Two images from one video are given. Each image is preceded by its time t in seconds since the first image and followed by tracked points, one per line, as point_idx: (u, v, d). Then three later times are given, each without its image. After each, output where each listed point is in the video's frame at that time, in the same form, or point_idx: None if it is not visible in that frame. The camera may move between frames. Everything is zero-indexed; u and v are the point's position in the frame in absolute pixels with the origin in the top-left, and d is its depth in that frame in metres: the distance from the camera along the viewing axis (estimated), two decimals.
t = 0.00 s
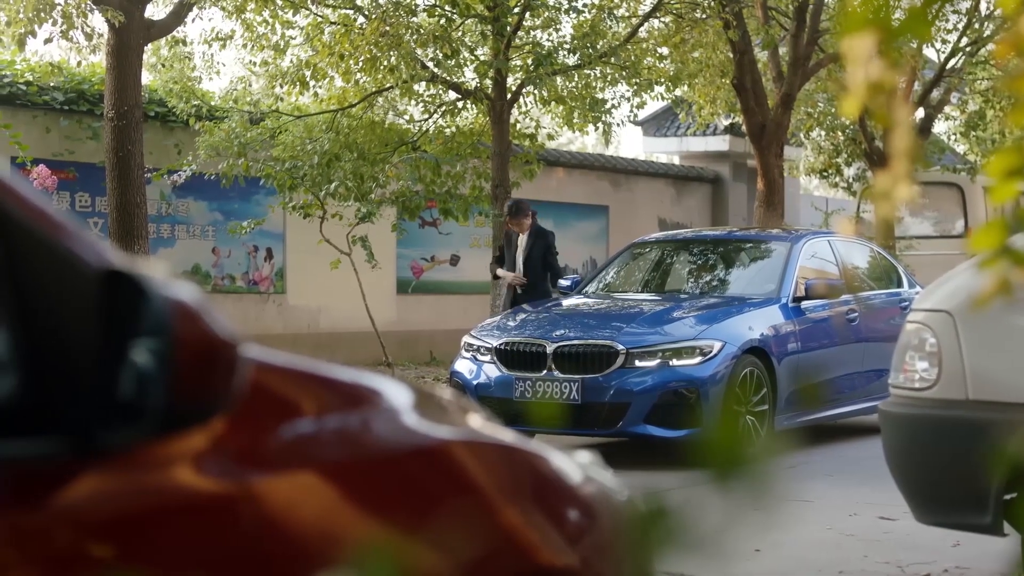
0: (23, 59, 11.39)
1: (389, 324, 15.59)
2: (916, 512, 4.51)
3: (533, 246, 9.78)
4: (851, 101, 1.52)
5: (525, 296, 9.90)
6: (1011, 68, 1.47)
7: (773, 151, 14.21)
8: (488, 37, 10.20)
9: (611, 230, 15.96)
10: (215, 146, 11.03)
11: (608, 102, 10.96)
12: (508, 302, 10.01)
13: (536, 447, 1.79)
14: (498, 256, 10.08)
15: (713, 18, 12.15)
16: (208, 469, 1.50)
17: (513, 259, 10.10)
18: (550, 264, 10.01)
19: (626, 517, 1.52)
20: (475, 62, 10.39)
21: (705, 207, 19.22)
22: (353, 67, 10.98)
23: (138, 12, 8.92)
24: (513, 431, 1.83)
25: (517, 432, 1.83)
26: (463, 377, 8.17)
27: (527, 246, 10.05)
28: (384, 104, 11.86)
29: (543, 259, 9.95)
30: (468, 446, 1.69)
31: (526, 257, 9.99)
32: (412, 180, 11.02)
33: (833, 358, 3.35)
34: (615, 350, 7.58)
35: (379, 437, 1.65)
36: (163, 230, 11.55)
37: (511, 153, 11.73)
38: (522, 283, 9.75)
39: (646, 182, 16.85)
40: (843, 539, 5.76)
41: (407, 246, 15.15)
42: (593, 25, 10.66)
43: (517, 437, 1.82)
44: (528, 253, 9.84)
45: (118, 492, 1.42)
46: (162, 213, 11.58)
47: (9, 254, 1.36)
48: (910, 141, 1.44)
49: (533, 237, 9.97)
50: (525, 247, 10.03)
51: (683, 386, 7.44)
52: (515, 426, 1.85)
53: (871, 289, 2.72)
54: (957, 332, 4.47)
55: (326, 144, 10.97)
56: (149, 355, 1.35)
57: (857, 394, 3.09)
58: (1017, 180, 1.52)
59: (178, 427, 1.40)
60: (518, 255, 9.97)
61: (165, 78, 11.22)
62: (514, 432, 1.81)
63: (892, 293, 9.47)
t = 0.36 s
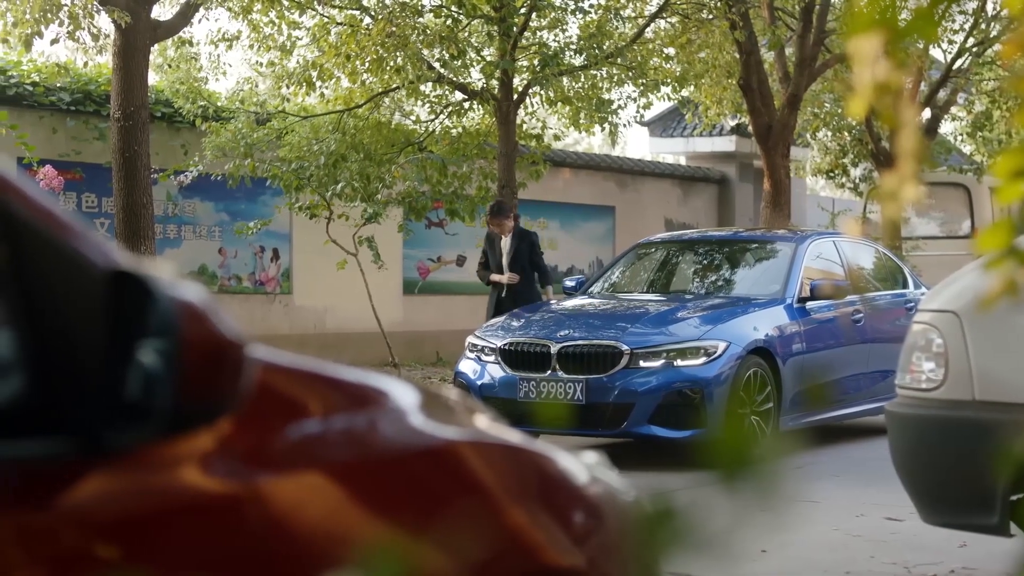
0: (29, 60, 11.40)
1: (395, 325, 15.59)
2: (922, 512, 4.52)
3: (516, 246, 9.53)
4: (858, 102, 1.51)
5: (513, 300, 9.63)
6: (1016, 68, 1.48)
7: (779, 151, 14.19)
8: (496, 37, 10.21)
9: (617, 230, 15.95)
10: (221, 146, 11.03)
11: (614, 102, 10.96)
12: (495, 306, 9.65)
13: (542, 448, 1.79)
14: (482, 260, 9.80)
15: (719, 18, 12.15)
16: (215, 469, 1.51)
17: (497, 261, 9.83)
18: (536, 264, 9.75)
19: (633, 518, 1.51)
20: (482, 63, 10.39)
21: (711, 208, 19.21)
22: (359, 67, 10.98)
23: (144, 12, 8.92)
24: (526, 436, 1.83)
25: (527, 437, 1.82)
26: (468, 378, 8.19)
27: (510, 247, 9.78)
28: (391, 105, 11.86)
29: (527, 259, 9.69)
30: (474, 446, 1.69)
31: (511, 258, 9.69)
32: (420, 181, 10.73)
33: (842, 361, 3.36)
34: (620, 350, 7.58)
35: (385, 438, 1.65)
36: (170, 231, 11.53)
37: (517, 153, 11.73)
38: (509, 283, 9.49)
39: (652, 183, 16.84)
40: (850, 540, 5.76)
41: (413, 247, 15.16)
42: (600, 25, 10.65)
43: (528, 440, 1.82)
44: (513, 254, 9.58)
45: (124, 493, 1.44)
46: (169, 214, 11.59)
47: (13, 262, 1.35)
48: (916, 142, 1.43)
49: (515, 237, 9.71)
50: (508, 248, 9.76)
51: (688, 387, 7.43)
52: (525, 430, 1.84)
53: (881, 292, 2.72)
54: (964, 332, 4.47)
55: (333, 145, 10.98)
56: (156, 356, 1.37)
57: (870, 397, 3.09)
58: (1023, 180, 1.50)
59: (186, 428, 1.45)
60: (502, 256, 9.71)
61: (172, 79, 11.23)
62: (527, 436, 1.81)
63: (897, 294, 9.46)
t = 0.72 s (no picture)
0: (38, 59, 11.44)
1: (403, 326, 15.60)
2: (932, 513, 4.52)
3: (495, 239, 9.41)
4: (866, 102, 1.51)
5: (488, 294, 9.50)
6: None
7: (788, 152, 14.18)
8: (505, 38, 10.18)
9: (625, 231, 15.94)
10: (230, 147, 11.04)
11: (623, 102, 10.93)
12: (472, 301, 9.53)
13: (550, 448, 1.79)
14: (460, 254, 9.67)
15: (727, 18, 12.13)
16: (223, 469, 1.51)
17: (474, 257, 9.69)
18: (514, 261, 9.62)
19: (641, 521, 1.51)
20: (490, 63, 10.37)
21: (719, 208, 19.21)
22: (367, 67, 10.96)
23: (153, 13, 8.91)
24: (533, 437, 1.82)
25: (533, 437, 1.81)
26: (464, 377, 8.24)
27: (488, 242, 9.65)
28: (400, 105, 11.86)
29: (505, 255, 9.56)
30: (484, 446, 1.69)
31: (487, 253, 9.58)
32: (428, 182, 10.70)
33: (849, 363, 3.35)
34: (619, 350, 7.57)
35: (394, 438, 1.65)
36: (179, 231, 11.50)
37: (526, 154, 11.73)
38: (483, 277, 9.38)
39: (661, 184, 16.83)
40: (860, 541, 5.76)
41: (422, 247, 15.17)
42: (609, 26, 10.63)
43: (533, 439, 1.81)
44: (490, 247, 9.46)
45: (134, 491, 1.45)
46: (177, 214, 11.57)
47: (24, 263, 1.38)
48: (926, 142, 1.44)
49: (495, 232, 9.58)
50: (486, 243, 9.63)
51: (688, 387, 7.42)
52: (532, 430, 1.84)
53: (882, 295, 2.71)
54: (973, 334, 4.46)
55: (342, 145, 10.97)
56: (164, 356, 1.40)
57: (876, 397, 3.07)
58: None
59: (194, 429, 1.46)
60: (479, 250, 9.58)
61: (181, 79, 11.25)
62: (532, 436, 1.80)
63: (899, 294, 9.44)
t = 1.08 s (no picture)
0: (55, 61, 11.53)
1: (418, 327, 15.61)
2: (947, 515, 4.51)
3: (491, 244, 9.37)
4: (884, 104, 1.52)
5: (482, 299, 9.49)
6: None
7: (803, 153, 14.15)
8: (519, 40, 10.23)
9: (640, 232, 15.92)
10: (245, 149, 11.05)
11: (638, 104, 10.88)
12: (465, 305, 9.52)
13: (566, 450, 1.79)
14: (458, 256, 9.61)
15: (743, 20, 12.08)
16: (239, 471, 1.51)
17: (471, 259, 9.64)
18: (508, 266, 9.56)
19: (657, 523, 1.51)
20: (505, 65, 10.36)
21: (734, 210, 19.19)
22: (382, 69, 10.98)
23: (168, 15, 8.94)
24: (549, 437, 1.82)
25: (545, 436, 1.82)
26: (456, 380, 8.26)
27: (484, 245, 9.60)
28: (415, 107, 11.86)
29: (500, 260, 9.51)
30: (499, 448, 1.69)
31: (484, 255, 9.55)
32: (444, 184, 10.81)
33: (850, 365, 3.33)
34: (612, 353, 7.55)
35: (409, 439, 1.65)
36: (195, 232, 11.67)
37: (541, 156, 11.72)
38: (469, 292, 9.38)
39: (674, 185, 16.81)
40: (876, 543, 5.76)
41: (435, 249, 15.17)
42: (624, 27, 10.59)
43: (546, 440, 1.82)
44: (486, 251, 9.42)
45: (148, 494, 1.46)
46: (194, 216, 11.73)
47: (41, 264, 1.39)
48: (943, 145, 1.46)
49: (492, 236, 9.52)
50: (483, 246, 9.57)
51: (683, 391, 7.43)
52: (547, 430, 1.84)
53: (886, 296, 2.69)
54: (988, 334, 4.47)
55: (357, 146, 10.98)
56: (180, 358, 1.41)
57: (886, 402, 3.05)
58: None
59: (209, 430, 1.47)
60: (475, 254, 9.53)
61: (196, 81, 11.30)
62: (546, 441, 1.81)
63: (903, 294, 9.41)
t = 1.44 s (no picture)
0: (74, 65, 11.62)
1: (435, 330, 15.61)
2: (966, 517, 4.51)
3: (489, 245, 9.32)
4: (903, 106, 1.49)
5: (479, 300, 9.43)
6: None
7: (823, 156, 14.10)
8: (538, 43, 9.89)
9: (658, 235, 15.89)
10: (265, 152, 11.06)
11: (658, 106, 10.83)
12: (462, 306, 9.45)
13: (587, 453, 1.79)
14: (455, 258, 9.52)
15: (762, 22, 11.99)
16: (259, 473, 1.52)
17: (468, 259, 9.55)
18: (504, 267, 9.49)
19: (677, 529, 1.51)
20: (524, 68, 10.33)
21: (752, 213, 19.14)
22: (402, 72, 10.96)
23: (188, 18, 8.98)
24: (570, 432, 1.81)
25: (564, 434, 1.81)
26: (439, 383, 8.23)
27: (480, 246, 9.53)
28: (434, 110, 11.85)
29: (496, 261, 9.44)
30: (519, 450, 1.69)
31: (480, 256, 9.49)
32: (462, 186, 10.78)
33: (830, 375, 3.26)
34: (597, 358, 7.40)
35: (429, 442, 1.65)
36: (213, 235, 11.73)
37: (560, 159, 11.70)
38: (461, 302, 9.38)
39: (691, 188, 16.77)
40: (895, 545, 5.75)
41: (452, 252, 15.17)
42: (643, 29, 10.53)
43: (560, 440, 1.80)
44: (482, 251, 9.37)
45: (167, 497, 1.46)
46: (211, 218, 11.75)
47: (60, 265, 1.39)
48: (964, 148, 1.48)
49: (489, 236, 9.46)
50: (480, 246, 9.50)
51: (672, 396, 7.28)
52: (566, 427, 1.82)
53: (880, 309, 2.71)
54: (1009, 337, 4.47)
55: (376, 149, 10.97)
56: (200, 360, 1.42)
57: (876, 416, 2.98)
58: None
59: (229, 432, 1.47)
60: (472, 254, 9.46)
61: (215, 84, 11.33)
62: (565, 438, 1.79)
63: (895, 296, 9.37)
